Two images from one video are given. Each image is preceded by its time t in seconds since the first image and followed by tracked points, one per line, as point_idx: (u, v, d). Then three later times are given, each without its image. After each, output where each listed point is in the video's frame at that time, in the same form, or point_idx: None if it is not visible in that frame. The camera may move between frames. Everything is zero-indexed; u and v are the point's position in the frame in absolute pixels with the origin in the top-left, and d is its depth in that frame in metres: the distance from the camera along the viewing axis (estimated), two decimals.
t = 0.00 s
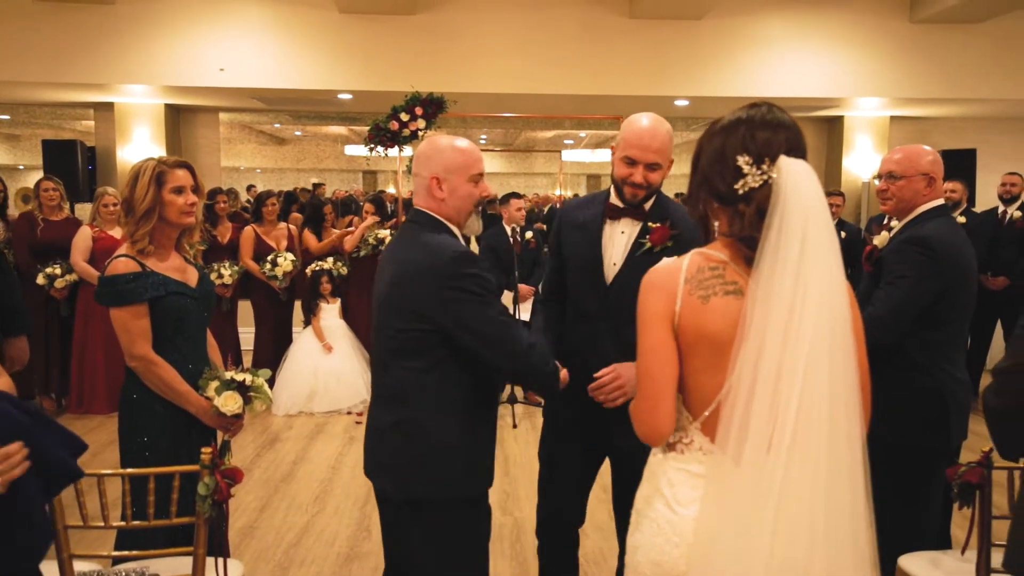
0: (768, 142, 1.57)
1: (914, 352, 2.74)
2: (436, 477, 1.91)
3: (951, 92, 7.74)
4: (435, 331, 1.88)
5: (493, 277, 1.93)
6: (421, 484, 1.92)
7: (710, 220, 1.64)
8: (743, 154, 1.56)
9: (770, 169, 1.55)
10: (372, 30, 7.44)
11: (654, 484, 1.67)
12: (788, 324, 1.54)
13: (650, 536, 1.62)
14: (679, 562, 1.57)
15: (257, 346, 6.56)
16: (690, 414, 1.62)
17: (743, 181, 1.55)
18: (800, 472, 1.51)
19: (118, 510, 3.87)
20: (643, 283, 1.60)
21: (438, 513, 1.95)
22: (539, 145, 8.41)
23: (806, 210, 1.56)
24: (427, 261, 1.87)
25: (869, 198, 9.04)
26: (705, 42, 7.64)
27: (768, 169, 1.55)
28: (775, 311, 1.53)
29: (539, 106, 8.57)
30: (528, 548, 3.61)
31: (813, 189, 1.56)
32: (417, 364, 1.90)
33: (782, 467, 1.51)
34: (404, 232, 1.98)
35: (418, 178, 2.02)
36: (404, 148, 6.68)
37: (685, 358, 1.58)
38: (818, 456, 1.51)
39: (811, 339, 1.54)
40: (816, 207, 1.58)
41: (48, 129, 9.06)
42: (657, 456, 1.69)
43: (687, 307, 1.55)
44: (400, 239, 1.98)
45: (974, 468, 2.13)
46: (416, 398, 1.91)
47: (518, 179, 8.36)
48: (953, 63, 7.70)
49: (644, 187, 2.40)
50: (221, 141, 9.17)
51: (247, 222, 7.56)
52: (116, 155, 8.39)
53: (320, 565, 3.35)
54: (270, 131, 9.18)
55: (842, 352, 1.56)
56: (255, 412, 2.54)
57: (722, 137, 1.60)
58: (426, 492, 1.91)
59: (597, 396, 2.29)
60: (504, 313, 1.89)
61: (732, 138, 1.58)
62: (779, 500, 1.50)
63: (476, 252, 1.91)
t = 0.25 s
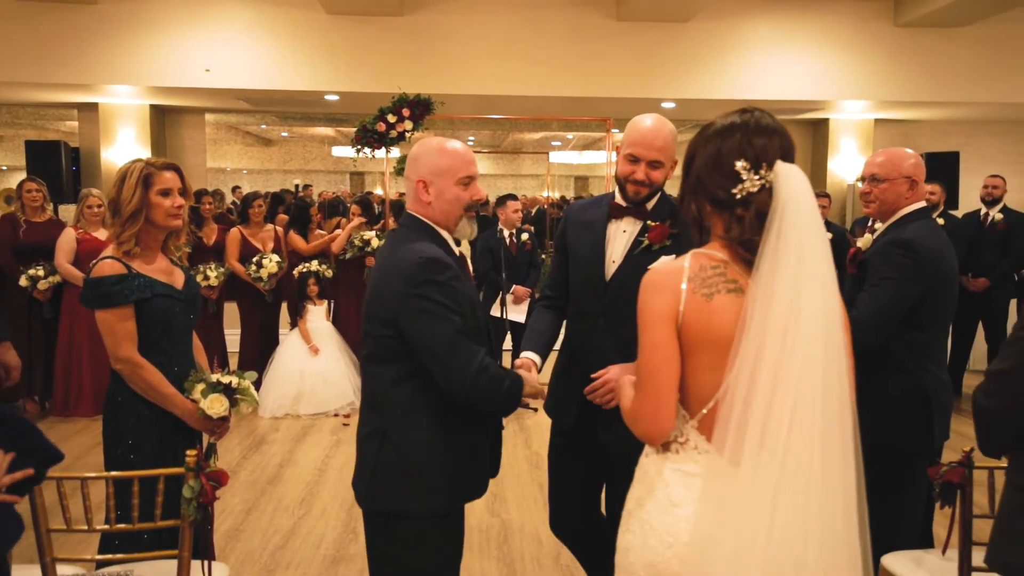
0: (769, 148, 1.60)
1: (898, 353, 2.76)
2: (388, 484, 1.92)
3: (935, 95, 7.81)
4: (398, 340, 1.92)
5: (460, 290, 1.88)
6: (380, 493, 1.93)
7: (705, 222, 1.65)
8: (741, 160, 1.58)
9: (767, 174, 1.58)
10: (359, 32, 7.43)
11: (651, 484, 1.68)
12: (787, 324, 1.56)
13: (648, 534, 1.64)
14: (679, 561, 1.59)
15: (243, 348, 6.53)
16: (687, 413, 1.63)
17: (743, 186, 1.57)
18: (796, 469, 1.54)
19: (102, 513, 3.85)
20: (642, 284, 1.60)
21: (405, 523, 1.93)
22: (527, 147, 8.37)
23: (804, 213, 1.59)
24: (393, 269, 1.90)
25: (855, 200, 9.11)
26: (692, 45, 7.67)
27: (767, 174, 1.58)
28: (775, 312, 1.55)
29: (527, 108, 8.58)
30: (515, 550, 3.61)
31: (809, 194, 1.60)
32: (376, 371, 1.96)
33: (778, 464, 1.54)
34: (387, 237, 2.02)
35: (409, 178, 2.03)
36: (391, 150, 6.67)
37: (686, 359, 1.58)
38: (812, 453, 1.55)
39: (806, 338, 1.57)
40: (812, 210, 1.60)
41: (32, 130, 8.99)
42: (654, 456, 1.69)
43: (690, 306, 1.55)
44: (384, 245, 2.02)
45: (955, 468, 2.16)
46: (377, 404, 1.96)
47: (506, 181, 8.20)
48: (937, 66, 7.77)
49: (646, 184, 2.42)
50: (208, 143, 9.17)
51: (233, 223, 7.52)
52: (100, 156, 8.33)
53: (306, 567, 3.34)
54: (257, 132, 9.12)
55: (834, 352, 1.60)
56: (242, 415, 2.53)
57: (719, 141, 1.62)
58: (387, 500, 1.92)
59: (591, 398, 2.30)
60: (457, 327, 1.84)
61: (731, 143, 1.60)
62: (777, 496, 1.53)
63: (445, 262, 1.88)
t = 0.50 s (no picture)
0: (766, 152, 1.63)
1: (887, 352, 2.78)
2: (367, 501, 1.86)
3: (923, 97, 7.86)
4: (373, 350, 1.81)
5: (431, 302, 1.69)
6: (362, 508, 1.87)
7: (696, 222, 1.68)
8: (740, 163, 1.60)
9: (764, 177, 1.61)
10: (349, 32, 7.41)
11: (647, 483, 1.67)
12: (787, 321, 1.60)
13: (645, 536, 1.61)
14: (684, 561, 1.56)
15: (233, 349, 6.51)
16: (685, 410, 1.63)
17: (742, 188, 1.60)
18: (796, 464, 1.57)
19: (89, 515, 3.82)
20: (638, 283, 1.61)
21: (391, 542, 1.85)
22: (517, 148, 8.23)
23: (797, 215, 1.65)
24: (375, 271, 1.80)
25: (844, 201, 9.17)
26: (682, 46, 7.70)
27: (763, 177, 1.61)
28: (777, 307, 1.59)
29: (517, 109, 8.59)
30: (505, 550, 3.61)
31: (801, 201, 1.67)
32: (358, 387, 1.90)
33: (778, 458, 1.57)
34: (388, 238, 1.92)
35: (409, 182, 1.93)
36: (382, 150, 6.67)
37: (684, 355, 1.59)
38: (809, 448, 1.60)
39: (801, 336, 1.63)
40: (804, 214, 1.67)
41: (19, 129, 8.92)
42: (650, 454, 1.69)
43: (691, 302, 1.56)
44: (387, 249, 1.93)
45: (941, 467, 2.16)
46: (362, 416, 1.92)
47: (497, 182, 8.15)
48: (925, 68, 7.83)
49: (645, 182, 2.42)
50: (197, 143, 9.08)
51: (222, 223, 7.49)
52: (88, 155, 8.29)
53: (296, 568, 3.33)
54: (246, 132, 9.07)
55: (826, 351, 1.66)
56: (231, 416, 2.52)
57: (709, 144, 1.63)
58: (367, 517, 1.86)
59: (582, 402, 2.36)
60: (413, 341, 1.66)
61: (729, 145, 1.62)
62: (777, 490, 1.56)
63: (425, 268, 1.70)
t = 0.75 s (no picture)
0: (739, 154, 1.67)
1: (881, 352, 2.79)
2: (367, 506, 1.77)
3: (914, 98, 7.90)
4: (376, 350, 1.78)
5: (429, 302, 1.64)
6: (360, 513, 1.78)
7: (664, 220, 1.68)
8: (717, 168, 1.62)
9: (737, 183, 1.64)
10: (343, 31, 7.40)
11: (644, 484, 1.66)
12: (767, 315, 1.66)
13: (643, 534, 1.59)
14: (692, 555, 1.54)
15: (225, 348, 6.49)
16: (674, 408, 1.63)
17: (720, 192, 1.61)
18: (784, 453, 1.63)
19: (80, 515, 3.81)
20: (617, 289, 1.59)
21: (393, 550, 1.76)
22: (511, 147, 8.14)
23: (763, 218, 1.74)
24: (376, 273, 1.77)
25: (836, 202, 9.20)
26: (676, 47, 7.71)
27: (737, 182, 1.64)
28: (759, 302, 1.65)
29: (510, 108, 8.59)
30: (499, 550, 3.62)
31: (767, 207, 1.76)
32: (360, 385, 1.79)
33: (768, 446, 1.62)
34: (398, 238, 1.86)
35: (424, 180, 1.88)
36: (375, 149, 6.65)
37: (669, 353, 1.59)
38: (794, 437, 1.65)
39: (778, 332, 1.69)
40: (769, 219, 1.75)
41: (10, 127, 8.86)
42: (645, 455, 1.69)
43: (673, 301, 1.55)
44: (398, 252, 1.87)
45: (935, 468, 2.18)
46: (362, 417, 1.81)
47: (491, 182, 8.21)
48: (917, 70, 7.86)
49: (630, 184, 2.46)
50: (189, 141, 9.02)
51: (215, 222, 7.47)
52: (80, 154, 8.24)
53: (289, 567, 3.32)
54: (238, 131, 9.05)
55: (797, 351, 1.74)
56: (226, 415, 2.49)
57: (680, 146, 1.63)
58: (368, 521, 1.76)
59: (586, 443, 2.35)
60: (406, 341, 1.61)
61: (706, 148, 1.63)
62: (770, 481, 1.59)
63: (422, 269, 1.65)
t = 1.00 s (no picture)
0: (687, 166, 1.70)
1: (884, 355, 2.81)
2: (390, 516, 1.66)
3: (915, 99, 7.90)
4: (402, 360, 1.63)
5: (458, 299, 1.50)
6: (382, 525, 1.67)
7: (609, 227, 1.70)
8: (666, 182, 1.64)
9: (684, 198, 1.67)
10: (344, 30, 7.41)
11: (634, 488, 1.64)
12: (731, 318, 1.71)
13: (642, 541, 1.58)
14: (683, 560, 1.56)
15: (226, 347, 6.50)
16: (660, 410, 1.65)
17: (669, 203, 1.64)
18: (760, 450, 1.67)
19: (81, 513, 3.82)
20: (572, 297, 1.57)
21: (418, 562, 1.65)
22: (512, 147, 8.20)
23: (712, 225, 1.79)
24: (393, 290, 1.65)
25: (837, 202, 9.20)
26: (677, 46, 7.71)
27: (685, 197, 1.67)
28: (723, 305, 1.70)
29: (511, 108, 8.60)
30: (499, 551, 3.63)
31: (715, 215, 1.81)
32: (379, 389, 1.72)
33: (745, 445, 1.67)
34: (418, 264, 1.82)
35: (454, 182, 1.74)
36: (376, 149, 6.66)
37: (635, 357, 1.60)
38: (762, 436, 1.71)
39: (740, 334, 1.75)
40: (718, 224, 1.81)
41: (11, 126, 8.86)
42: (635, 455, 1.67)
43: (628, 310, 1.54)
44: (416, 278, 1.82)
45: (938, 472, 2.20)
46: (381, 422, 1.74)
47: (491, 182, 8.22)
48: (918, 69, 7.86)
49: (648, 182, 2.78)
50: (190, 140, 9.05)
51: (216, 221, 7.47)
52: (82, 153, 8.26)
53: (289, 566, 3.33)
54: (238, 130, 9.08)
55: (755, 352, 1.81)
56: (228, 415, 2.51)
57: (630, 153, 1.66)
58: (395, 532, 1.65)
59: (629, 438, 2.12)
60: (439, 319, 1.45)
61: (657, 157, 1.65)
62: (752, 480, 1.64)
63: (444, 268, 1.53)
